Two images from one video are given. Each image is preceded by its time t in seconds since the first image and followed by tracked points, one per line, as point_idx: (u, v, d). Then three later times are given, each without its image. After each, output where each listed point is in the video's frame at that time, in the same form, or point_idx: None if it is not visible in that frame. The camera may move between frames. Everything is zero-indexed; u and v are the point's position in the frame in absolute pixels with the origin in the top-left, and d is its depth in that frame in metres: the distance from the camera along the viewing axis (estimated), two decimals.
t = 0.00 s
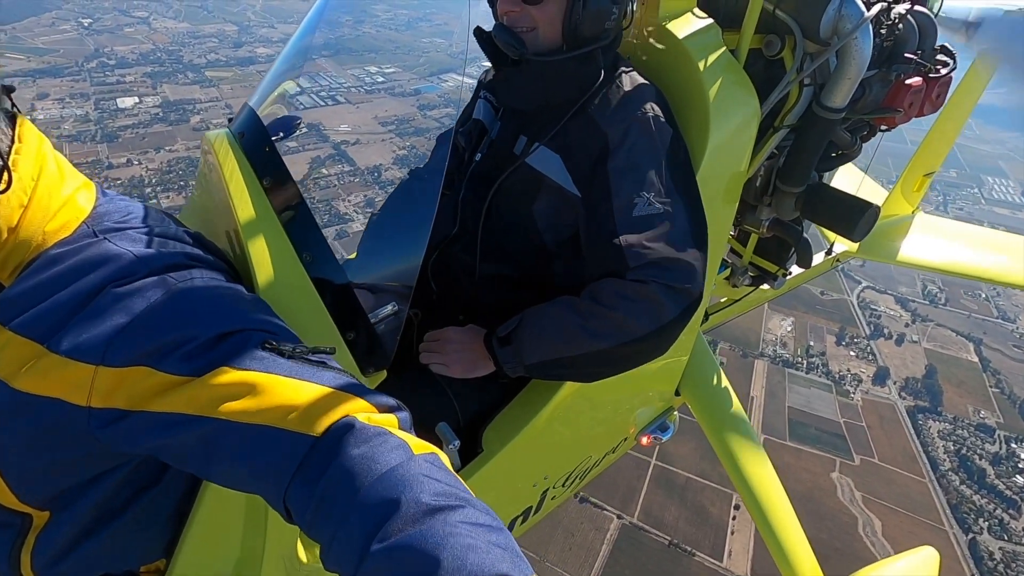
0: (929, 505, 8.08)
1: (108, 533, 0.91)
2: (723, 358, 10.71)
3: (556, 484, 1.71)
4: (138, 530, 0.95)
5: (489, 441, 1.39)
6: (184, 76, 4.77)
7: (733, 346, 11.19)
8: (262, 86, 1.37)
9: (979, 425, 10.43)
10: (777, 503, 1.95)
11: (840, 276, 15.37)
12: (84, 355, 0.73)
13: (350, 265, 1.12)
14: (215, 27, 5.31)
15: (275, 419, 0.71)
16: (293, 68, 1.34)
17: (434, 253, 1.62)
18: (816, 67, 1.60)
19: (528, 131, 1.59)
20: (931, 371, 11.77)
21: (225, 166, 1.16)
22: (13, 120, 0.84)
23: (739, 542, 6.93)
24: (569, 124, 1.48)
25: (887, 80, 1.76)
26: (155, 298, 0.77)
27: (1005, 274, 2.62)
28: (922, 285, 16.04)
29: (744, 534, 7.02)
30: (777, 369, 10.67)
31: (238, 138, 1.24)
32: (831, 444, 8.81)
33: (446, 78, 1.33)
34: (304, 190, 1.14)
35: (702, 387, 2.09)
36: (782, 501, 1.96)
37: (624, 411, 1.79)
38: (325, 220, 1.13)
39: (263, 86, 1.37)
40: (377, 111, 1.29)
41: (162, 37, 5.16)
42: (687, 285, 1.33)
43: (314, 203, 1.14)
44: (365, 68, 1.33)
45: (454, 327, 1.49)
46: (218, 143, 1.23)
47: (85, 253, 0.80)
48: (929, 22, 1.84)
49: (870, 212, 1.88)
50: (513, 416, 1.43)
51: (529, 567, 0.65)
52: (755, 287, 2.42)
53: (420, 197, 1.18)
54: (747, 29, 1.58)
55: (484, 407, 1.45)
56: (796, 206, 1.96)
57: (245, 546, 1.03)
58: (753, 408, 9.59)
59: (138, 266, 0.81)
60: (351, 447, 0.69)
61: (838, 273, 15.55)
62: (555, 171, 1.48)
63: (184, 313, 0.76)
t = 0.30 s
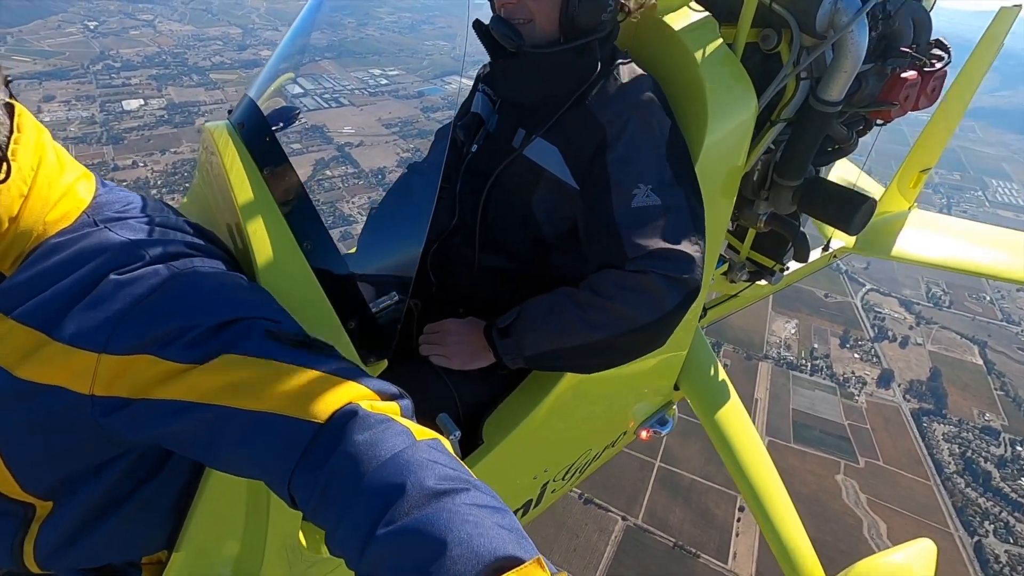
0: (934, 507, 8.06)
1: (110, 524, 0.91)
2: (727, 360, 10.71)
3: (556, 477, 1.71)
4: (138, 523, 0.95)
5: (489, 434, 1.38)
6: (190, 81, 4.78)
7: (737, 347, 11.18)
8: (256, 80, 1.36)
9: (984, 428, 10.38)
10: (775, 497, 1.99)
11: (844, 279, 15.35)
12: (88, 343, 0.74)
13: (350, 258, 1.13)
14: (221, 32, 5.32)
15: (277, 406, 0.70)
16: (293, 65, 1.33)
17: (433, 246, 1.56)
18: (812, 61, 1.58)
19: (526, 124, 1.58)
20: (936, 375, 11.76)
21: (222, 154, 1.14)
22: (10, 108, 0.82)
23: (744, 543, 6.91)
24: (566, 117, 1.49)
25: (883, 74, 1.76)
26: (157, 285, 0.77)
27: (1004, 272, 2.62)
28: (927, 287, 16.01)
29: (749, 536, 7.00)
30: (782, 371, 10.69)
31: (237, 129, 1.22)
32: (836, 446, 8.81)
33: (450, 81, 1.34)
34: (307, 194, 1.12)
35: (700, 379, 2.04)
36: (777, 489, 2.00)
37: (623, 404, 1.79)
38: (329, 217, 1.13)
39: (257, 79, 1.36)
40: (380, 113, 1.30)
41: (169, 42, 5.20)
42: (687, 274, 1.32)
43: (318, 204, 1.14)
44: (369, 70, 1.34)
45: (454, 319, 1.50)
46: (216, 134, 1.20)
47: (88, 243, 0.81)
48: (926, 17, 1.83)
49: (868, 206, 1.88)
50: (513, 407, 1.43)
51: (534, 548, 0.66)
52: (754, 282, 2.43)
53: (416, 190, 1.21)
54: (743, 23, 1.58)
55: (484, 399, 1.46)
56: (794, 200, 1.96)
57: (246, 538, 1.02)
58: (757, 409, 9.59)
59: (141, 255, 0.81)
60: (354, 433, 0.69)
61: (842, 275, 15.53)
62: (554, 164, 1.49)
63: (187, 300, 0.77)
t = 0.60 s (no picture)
0: (939, 510, 8.03)
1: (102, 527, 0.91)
2: (731, 363, 10.70)
3: (550, 479, 1.71)
4: (130, 525, 0.95)
5: (483, 433, 1.39)
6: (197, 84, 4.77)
7: (742, 350, 11.16)
8: (248, 83, 1.35)
9: (990, 431, 10.36)
10: (771, 498, 1.99)
11: (849, 281, 15.33)
12: (74, 348, 0.73)
13: (342, 260, 1.13)
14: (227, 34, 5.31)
15: (267, 410, 0.71)
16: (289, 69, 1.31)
17: (424, 249, 1.56)
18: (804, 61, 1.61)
19: (518, 125, 1.59)
20: (940, 378, 11.75)
21: (212, 154, 1.15)
22: None
23: (749, 545, 6.89)
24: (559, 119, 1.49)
25: (874, 75, 1.77)
26: (146, 289, 0.77)
27: (999, 273, 2.63)
28: (931, 290, 15.99)
29: (753, 538, 6.98)
30: (786, 373, 10.67)
31: (227, 131, 1.21)
32: (840, 449, 8.80)
33: (454, 84, 1.33)
34: (313, 194, 1.14)
35: (693, 376, 2.06)
36: (771, 488, 2.00)
37: (617, 405, 1.79)
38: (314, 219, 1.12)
39: (248, 83, 1.35)
40: (384, 116, 1.30)
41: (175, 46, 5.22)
42: (678, 274, 1.33)
43: (322, 205, 1.14)
44: (373, 73, 1.37)
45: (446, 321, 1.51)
46: (205, 136, 1.20)
47: (74, 248, 0.80)
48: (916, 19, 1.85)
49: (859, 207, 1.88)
50: (507, 409, 1.43)
51: (522, 553, 0.66)
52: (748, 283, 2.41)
53: (409, 192, 1.22)
54: (735, 24, 1.59)
55: (479, 399, 1.46)
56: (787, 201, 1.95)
57: (238, 537, 1.04)
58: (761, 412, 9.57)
59: (128, 257, 0.80)
60: (344, 436, 0.70)
61: (846, 278, 15.51)
62: (547, 167, 1.50)
63: (174, 304, 0.76)
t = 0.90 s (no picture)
0: (944, 513, 8.02)
1: (100, 532, 0.90)
2: (734, 364, 10.69)
3: (550, 482, 1.72)
4: (130, 531, 0.95)
5: (482, 439, 1.39)
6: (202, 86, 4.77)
7: (745, 352, 11.14)
8: (248, 88, 1.36)
9: (995, 434, 10.35)
10: (771, 501, 1.99)
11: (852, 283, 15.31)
12: (72, 355, 0.73)
13: (342, 264, 1.13)
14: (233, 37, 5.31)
15: (268, 417, 0.71)
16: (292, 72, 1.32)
17: (425, 251, 1.60)
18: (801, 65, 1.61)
19: (518, 129, 1.57)
20: (945, 380, 11.74)
21: (212, 158, 1.17)
22: None
23: (754, 548, 6.88)
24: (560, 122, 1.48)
25: (872, 77, 1.77)
26: (145, 295, 0.76)
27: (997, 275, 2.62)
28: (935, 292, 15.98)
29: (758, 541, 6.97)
30: (790, 375, 10.65)
31: (227, 136, 1.24)
32: (845, 451, 8.79)
33: (458, 87, 1.36)
34: (316, 197, 1.15)
35: (693, 378, 2.08)
36: (772, 491, 2.00)
37: (617, 408, 1.80)
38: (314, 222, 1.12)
39: (249, 87, 1.36)
40: (388, 119, 1.30)
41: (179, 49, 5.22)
42: (677, 277, 1.33)
43: (327, 208, 1.15)
44: (376, 77, 1.37)
45: (445, 325, 1.51)
46: (206, 141, 1.23)
47: (69, 252, 0.78)
48: (912, 22, 1.83)
49: (857, 208, 1.89)
50: (507, 412, 1.44)
51: (523, 559, 0.66)
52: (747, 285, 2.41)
53: (407, 197, 1.21)
54: (733, 29, 1.59)
55: (477, 405, 1.46)
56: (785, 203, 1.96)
57: (238, 540, 1.03)
58: (765, 414, 9.55)
59: (125, 262, 0.79)
60: (344, 443, 0.70)
61: (850, 279, 15.49)
62: (548, 171, 1.47)
63: (173, 310, 0.76)
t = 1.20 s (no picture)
0: (950, 515, 7.99)
1: (109, 535, 0.90)
2: (739, 366, 10.67)
3: (555, 483, 1.72)
4: (137, 535, 0.94)
5: (489, 439, 1.41)
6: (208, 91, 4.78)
7: (750, 354, 11.12)
8: (253, 92, 1.38)
9: (1000, 436, 10.32)
10: (777, 505, 1.98)
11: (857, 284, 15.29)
12: (89, 355, 0.73)
13: (351, 265, 1.13)
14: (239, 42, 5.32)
15: (283, 419, 0.71)
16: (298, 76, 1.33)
17: (432, 254, 1.60)
18: (805, 67, 1.63)
19: (524, 131, 1.59)
20: (950, 382, 11.72)
21: (221, 159, 1.19)
22: (9, 122, 0.83)
23: (760, 550, 6.85)
24: (567, 126, 1.49)
25: (873, 80, 1.78)
26: (159, 295, 0.77)
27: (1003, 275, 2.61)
28: (940, 294, 15.96)
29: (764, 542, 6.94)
30: (794, 377, 10.63)
31: (236, 138, 1.26)
32: (850, 453, 8.78)
33: (462, 88, 1.34)
34: (321, 199, 1.15)
35: (697, 379, 2.08)
36: (777, 492, 1.99)
37: (621, 410, 1.79)
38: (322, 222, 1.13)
39: (253, 91, 1.38)
40: (390, 121, 1.29)
41: (184, 52, 5.21)
42: (685, 279, 1.33)
43: (331, 211, 1.15)
44: (380, 79, 1.37)
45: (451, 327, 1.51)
46: (215, 142, 1.25)
47: (85, 255, 0.79)
48: (913, 25, 1.85)
49: (860, 210, 1.87)
50: (514, 413, 1.44)
51: (537, 559, 0.67)
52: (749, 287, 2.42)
53: (419, 202, 1.19)
54: (737, 31, 1.60)
55: (483, 407, 1.46)
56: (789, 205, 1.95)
57: (249, 539, 1.04)
58: (769, 416, 9.53)
59: (140, 263, 0.80)
60: (358, 444, 0.70)
61: (854, 281, 15.46)
62: (552, 171, 1.49)
63: (187, 310, 0.76)
